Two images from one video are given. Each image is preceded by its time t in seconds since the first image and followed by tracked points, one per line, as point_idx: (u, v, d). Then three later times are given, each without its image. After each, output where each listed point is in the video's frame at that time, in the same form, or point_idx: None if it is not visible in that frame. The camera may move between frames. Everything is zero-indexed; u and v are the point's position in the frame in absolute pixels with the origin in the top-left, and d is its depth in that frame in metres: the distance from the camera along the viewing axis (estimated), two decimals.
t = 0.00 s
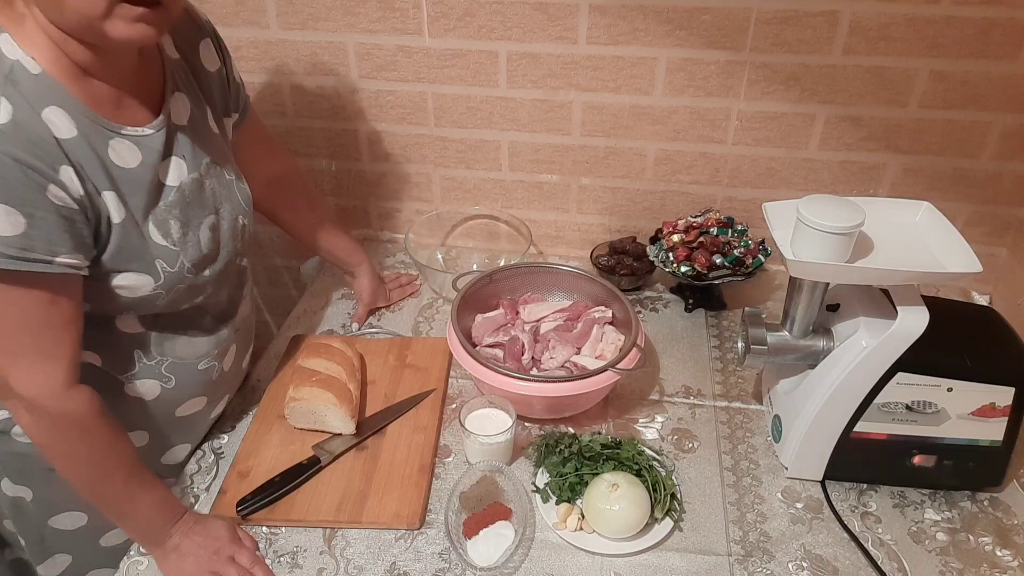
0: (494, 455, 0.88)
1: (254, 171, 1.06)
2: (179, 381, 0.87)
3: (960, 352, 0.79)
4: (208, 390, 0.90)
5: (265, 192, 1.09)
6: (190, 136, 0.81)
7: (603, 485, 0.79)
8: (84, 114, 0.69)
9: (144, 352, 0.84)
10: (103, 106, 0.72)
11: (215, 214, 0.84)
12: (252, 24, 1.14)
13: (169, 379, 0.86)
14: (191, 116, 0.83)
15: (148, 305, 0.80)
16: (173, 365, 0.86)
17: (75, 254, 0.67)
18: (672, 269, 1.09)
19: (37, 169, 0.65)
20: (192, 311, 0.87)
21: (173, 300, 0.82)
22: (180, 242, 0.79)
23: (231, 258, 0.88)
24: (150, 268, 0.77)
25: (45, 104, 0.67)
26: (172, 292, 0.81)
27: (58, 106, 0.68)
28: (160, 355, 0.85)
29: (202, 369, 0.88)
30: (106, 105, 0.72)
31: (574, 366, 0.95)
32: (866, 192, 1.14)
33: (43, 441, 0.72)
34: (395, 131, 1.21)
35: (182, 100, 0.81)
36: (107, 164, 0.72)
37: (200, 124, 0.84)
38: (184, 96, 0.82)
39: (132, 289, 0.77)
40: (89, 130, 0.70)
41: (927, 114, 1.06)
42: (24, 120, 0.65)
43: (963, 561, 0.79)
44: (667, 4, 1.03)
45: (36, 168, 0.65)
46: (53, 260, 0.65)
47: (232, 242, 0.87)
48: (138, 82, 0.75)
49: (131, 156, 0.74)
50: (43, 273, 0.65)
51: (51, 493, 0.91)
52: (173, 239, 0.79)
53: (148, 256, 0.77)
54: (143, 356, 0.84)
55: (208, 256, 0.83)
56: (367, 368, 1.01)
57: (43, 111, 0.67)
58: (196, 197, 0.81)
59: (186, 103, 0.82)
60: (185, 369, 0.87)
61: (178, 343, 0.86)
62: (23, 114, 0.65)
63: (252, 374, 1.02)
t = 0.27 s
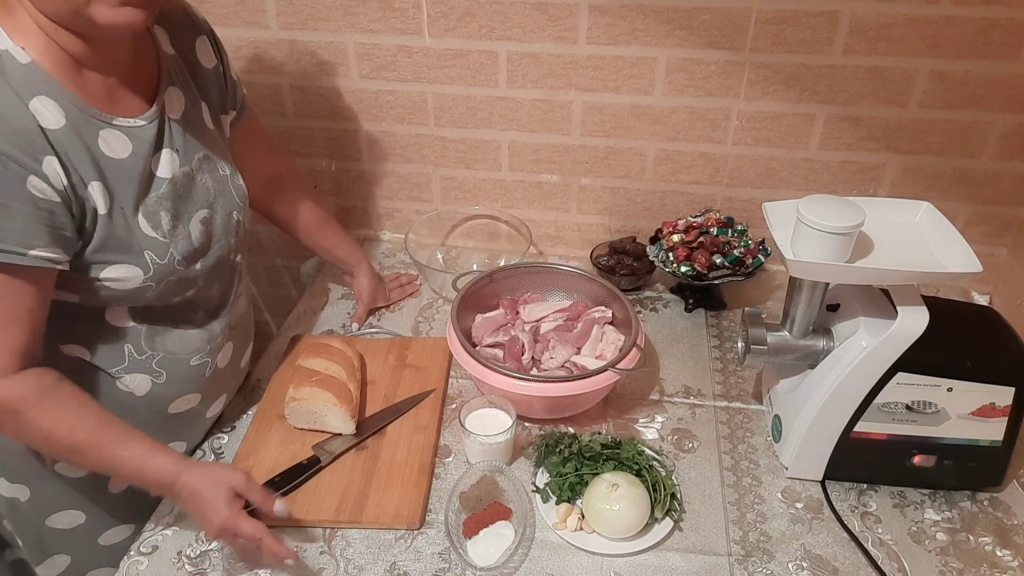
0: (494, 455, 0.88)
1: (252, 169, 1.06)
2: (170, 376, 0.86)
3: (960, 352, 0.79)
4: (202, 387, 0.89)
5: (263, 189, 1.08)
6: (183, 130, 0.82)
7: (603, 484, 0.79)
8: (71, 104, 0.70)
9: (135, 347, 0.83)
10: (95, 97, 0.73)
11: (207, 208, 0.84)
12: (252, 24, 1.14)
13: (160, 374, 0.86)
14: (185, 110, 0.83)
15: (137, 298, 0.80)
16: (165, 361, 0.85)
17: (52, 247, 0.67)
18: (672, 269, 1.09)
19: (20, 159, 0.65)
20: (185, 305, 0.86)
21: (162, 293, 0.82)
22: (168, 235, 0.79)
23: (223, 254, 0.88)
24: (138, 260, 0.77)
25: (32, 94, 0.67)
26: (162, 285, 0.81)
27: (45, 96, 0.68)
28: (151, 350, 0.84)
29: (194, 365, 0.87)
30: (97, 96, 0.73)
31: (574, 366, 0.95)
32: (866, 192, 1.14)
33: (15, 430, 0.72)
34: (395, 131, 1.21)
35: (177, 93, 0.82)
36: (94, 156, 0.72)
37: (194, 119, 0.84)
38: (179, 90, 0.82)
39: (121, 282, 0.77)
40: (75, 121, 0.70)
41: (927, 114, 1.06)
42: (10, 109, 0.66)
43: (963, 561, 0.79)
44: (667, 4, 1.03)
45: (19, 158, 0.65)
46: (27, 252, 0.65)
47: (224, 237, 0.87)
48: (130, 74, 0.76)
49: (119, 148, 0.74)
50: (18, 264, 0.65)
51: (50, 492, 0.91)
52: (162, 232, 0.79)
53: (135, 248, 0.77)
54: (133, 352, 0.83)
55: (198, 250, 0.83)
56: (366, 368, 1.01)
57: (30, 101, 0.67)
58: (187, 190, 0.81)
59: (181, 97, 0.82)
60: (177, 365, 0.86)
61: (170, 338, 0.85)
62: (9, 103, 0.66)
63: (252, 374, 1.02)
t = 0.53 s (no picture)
0: (494, 455, 0.88)
1: (251, 168, 1.06)
2: (171, 372, 0.86)
3: (960, 352, 0.79)
4: (202, 384, 0.89)
5: (261, 189, 1.09)
6: (181, 127, 0.82)
7: (603, 484, 0.79)
8: (68, 98, 0.70)
9: (135, 343, 0.83)
10: (93, 92, 0.73)
11: (207, 203, 0.84)
12: (252, 24, 1.14)
13: (160, 370, 0.85)
14: (183, 108, 0.83)
15: (138, 292, 0.80)
16: (166, 357, 0.85)
17: (50, 238, 0.67)
18: (673, 269, 1.09)
19: (16, 151, 0.66)
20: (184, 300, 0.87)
21: (162, 288, 0.81)
22: (167, 229, 0.79)
23: (225, 249, 0.88)
24: (138, 253, 0.77)
25: (29, 87, 0.68)
26: (162, 279, 0.80)
27: (42, 89, 0.68)
28: (151, 346, 0.84)
29: (195, 361, 0.87)
30: (94, 91, 0.73)
31: (574, 366, 0.95)
32: (866, 192, 1.14)
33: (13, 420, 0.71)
34: (395, 131, 1.21)
35: (174, 90, 0.82)
36: (92, 149, 0.72)
37: (192, 116, 0.85)
38: (177, 87, 0.83)
39: (121, 275, 0.77)
40: (73, 114, 0.70)
41: (926, 114, 1.06)
42: (7, 102, 0.66)
43: (963, 561, 0.79)
44: (667, 5, 1.03)
45: (15, 150, 0.66)
46: (24, 243, 0.65)
47: (223, 233, 0.87)
48: (127, 71, 0.77)
49: (117, 142, 0.74)
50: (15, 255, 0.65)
51: (50, 492, 0.91)
52: (161, 226, 0.78)
53: (134, 241, 0.77)
54: (133, 347, 0.83)
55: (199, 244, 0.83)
56: (367, 368, 1.01)
57: (27, 95, 0.68)
58: (185, 185, 0.82)
59: (179, 94, 0.83)
60: (178, 361, 0.86)
61: (170, 334, 0.85)
62: (6, 96, 0.66)
63: (252, 374, 1.02)
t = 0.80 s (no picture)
0: (494, 455, 0.88)
1: (250, 167, 1.06)
2: (170, 371, 0.86)
3: (960, 352, 0.79)
4: (201, 383, 0.89)
5: (260, 188, 1.09)
6: (181, 126, 0.82)
7: (604, 484, 0.79)
8: (68, 97, 0.70)
9: (134, 342, 0.83)
10: (92, 91, 0.73)
11: (207, 202, 0.84)
12: (252, 24, 1.14)
13: (159, 370, 0.85)
14: (183, 107, 0.83)
15: (137, 292, 0.80)
16: (165, 356, 0.85)
17: (52, 238, 0.67)
18: (672, 269, 1.09)
19: (16, 151, 0.66)
20: (185, 299, 0.86)
21: (162, 287, 0.81)
22: (167, 229, 0.79)
23: (225, 249, 0.88)
24: (137, 253, 0.77)
25: (28, 87, 0.68)
26: (162, 278, 0.80)
27: (42, 89, 0.68)
28: (151, 346, 0.84)
29: (194, 361, 0.87)
30: (94, 90, 0.73)
31: (574, 366, 0.95)
32: (866, 193, 1.14)
33: (15, 420, 0.72)
34: (395, 131, 1.21)
35: (174, 89, 0.82)
36: (92, 149, 0.72)
37: (192, 115, 0.84)
38: (177, 87, 0.82)
39: (120, 275, 0.77)
40: (73, 114, 0.70)
41: (926, 114, 1.06)
42: (6, 103, 0.66)
43: (963, 561, 0.79)
44: (667, 5, 1.03)
45: (15, 150, 0.66)
46: (27, 243, 0.65)
47: (223, 232, 0.87)
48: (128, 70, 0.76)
49: (117, 142, 0.74)
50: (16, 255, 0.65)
51: (49, 492, 0.91)
52: (160, 226, 0.78)
53: (133, 241, 0.77)
54: (133, 347, 0.83)
55: (198, 244, 0.83)
56: (366, 368, 1.01)
57: (26, 94, 0.68)
58: (186, 184, 0.81)
59: (179, 94, 0.82)
60: (177, 360, 0.86)
61: (170, 333, 0.85)
62: (5, 97, 0.66)
63: (253, 374, 1.02)
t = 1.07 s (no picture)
0: (494, 455, 0.88)
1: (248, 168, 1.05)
2: (164, 374, 0.86)
3: (960, 352, 0.78)
4: (196, 387, 0.89)
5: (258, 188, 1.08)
6: (176, 128, 0.81)
7: (603, 484, 0.79)
8: (62, 98, 0.70)
9: (127, 345, 0.83)
10: (87, 92, 0.73)
11: (203, 204, 0.84)
12: (252, 24, 1.14)
13: (153, 373, 0.85)
14: (179, 108, 0.83)
15: (131, 292, 0.80)
16: (158, 359, 0.85)
17: (45, 238, 0.67)
18: (672, 269, 1.09)
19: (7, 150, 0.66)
20: (179, 302, 0.86)
21: (157, 288, 0.81)
22: (162, 229, 0.79)
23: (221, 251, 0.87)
24: (131, 253, 0.77)
25: (21, 87, 0.68)
26: (156, 279, 0.80)
27: (35, 89, 0.68)
28: (144, 349, 0.84)
29: (189, 364, 0.87)
30: (89, 92, 0.73)
31: (574, 366, 0.95)
32: (866, 193, 1.14)
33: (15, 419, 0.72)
34: (395, 131, 1.21)
35: (170, 92, 0.82)
36: (86, 148, 0.72)
37: (188, 118, 0.84)
38: (173, 89, 0.82)
39: (114, 275, 0.77)
40: (67, 114, 0.70)
41: (927, 114, 1.06)
42: None
43: (963, 561, 0.79)
44: (667, 5, 1.03)
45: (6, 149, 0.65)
46: (19, 243, 0.65)
47: (219, 234, 0.87)
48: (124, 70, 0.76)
49: (111, 142, 0.74)
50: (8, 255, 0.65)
51: (47, 493, 0.91)
52: (155, 226, 0.78)
53: (127, 241, 0.76)
54: (126, 349, 0.83)
55: (194, 245, 0.83)
56: (366, 367, 1.01)
57: (19, 95, 0.67)
58: (182, 186, 0.81)
59: (175, 96, 0.82)
60: (171, 363, 0.86)
61: (164, 336, 0.85)
62: None
63: (252, 374, 1.02)
